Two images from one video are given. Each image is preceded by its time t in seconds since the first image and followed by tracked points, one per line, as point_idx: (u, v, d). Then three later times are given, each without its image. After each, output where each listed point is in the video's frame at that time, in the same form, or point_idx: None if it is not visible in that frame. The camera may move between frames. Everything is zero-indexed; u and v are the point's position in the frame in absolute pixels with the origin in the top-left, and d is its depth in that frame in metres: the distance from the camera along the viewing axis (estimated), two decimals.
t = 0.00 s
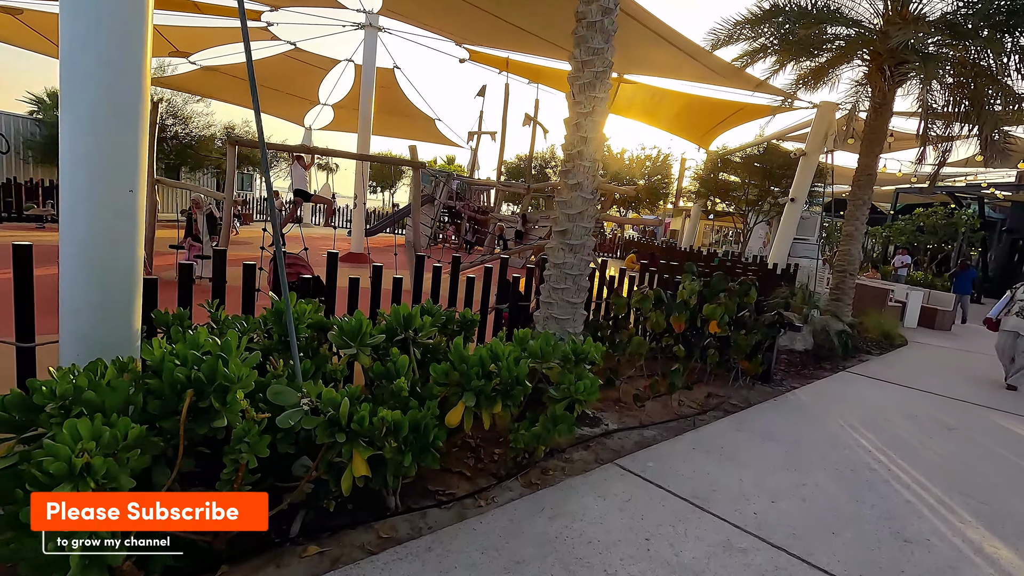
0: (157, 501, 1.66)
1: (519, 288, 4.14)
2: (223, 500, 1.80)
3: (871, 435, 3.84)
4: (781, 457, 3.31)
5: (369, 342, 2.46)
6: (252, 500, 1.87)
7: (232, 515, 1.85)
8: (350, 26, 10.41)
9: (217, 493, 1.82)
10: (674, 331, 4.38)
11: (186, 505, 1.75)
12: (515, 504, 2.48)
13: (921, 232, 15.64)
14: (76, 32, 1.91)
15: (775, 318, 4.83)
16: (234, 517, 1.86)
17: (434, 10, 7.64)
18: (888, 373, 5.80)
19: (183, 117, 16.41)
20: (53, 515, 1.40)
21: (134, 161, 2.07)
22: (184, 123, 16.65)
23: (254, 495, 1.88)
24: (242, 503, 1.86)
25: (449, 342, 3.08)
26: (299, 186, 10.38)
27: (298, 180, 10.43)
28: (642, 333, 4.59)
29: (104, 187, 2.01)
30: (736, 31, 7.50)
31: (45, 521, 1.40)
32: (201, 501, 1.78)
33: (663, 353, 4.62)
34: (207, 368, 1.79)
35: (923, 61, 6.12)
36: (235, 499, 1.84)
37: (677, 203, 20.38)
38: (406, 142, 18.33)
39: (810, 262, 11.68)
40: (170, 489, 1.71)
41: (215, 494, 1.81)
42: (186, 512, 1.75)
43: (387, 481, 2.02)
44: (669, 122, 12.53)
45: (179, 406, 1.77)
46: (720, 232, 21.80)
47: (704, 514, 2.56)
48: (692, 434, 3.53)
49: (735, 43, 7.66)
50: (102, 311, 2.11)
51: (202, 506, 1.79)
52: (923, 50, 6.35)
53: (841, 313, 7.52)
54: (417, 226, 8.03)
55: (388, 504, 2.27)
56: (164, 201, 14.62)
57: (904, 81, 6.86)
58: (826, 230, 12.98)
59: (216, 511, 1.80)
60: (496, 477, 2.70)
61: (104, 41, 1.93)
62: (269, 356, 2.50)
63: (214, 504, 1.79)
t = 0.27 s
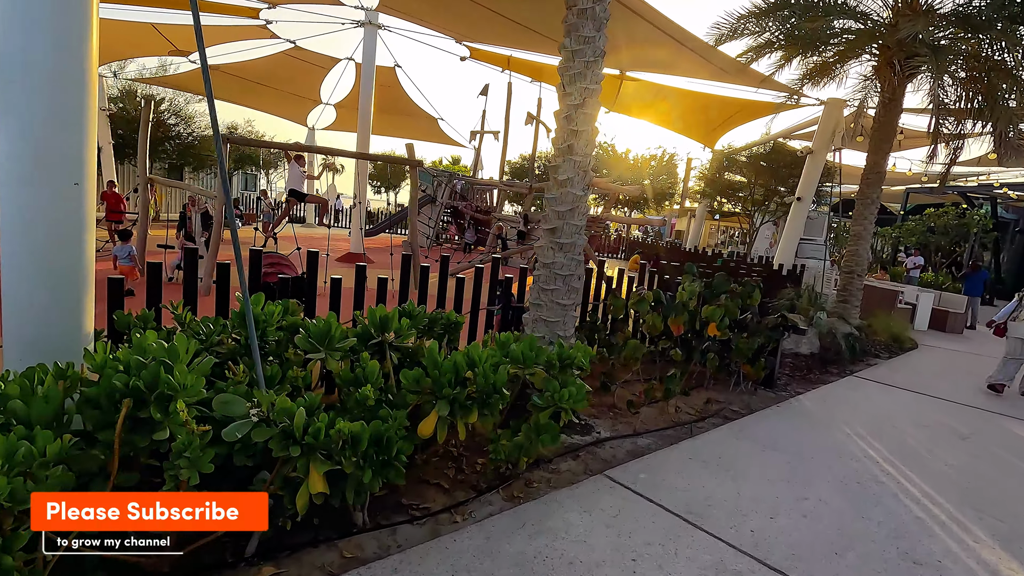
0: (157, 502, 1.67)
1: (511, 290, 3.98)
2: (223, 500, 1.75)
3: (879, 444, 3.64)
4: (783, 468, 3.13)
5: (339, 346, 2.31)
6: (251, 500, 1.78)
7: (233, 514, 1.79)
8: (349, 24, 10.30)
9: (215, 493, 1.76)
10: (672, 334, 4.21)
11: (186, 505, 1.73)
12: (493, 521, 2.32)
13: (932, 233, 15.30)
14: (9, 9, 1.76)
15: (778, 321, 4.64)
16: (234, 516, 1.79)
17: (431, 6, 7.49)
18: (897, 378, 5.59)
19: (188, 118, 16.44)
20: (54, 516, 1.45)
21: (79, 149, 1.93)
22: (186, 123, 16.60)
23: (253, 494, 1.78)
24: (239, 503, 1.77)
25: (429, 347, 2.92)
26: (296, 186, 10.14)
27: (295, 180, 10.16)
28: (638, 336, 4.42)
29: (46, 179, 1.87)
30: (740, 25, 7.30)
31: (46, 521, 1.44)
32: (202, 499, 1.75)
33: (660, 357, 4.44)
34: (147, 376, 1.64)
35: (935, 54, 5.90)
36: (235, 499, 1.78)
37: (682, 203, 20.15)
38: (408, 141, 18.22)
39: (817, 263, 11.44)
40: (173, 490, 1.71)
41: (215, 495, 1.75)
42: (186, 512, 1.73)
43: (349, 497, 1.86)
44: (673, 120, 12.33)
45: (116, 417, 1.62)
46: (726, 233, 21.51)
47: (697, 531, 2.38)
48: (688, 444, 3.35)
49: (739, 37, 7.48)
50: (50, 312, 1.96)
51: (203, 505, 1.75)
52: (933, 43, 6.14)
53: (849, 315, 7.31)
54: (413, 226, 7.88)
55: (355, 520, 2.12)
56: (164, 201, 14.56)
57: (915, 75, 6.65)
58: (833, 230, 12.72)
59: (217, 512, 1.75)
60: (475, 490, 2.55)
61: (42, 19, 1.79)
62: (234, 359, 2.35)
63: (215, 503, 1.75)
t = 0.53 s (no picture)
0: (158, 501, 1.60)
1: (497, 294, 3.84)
2: (223, 501, 1.59)
3: (882, 457, 3.47)
4: (779, 483, 2.97)
5: (299, 357, 2.17)
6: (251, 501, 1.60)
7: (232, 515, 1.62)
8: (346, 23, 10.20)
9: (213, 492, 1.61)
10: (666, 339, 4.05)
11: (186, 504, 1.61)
12: (464, 543, 2.17)
13: (940, 233, 15.03)
14: None
15: (777, 326, 4.46)
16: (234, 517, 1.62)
17: (425, 4, 7.37)
18: (902, 384, 5.40)
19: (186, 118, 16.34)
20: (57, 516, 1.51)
21: (13, 147, 1.79)
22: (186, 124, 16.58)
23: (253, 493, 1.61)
24: (239, 503, 1.60)
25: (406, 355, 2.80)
26: (286, 188, 10.25)
27: (286, 182, 10.42)
28: (631, 341, 4.26)
29: None
30: (741, 21, 7.13)
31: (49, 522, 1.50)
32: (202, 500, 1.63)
33: (654, 362, 4.29)
34: (72, 393, 1.50)
35: (941, 49, 5.72)
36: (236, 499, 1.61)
37: (686, 204, 19.98)
38: (409, 142, 18.12)
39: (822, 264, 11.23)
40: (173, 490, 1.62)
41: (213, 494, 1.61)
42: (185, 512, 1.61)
43: (301, 521, 1.72)
44: (675, 120, 12.16)
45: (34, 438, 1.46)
46: (730, 233, 21.29)
47: (682, 555, 2.23)
48: (680, 456, 3.20)
49: (740, 34, 7.31)
50: None
51: (202, 505, 1.62)
52: (939, 37, 5.95)
53: (853, 318, 7.12)
54: (408, 227, 7.76)
55: (312, 544, 1.98)
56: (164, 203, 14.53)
57: (921, 72, 6.46)
58: (838, 231, 12.51)
59: (216, 512, 1.60)
60: (448, 508, 2.40)
61: None
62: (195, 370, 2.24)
63: (214, 504, 1.60)
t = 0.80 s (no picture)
0: (159, 500, 1.44)
1: (485, 295, 3.70)
2: (226, 501, 1.46)
3: (888, 467, 3.30)
4: (777, 496, 2.81)
5: (257, 362, 2.02)
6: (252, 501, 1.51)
7: (230, 515, 1.49)
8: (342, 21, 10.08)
9: (216, 491, 1.47)
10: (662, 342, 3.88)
11: (186, 504, 1.45)
12: (434, 563, 2.01)
13: (948, 233, 14.76)
14: None
15: (779, 329, 4.26)
16: (233, 516, 1.49)
17: None
18: (909, 389, 5.20)
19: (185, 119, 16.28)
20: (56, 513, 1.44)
21: None
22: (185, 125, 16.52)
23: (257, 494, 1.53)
24: (245, 502, 1.50)
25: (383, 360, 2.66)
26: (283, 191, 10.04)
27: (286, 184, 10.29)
28: (626, 344, 4.10)
29: None
30: (744, 16, 6.94)
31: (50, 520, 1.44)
32: (199, 500, 1.46)
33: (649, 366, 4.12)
34: None
35: (950, 42, 5.52)
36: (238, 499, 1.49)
37: (689, 204, 19.76)
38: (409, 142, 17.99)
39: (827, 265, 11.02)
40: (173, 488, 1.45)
41: (216, 494, 1.47)
42: (184, 512, 1.45)
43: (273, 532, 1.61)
44: (677, 118, 11.98)
45: None
46: (735, 233, 21.06)
47: None
48: (673, 466, 3.03)
49: (742, 29, 7.12)
50: None
51: (201, 505, 1.45)
52: (948, 30, 5.76)
53: (859, 319, 6.92)
54: (402, 227, 7.61)
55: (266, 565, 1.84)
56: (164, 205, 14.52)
57: (929, 66, 6.26)
58: (843, 231, 12.29)
59: (217, 513, 1.46)
60: (421, 524, 2.25)
61: None
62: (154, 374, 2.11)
63: (215, 504, 1.45)
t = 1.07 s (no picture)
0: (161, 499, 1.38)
1: (480, 298, 3.54)
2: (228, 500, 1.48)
3: (907, 484, 3.08)
4: (787, 515, 2.61)
5: (218, 371, 1.89)
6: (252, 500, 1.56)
7: (230, 515, 1.52)
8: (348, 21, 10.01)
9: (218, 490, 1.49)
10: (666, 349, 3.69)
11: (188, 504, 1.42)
12: None
13: (970, 235, 14.30)
14: None
15: (791, 335, 4.03)
16: (233, 516, 1.52)
17: None
18: (930, 398, 4.94)
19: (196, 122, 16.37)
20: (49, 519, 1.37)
21: None
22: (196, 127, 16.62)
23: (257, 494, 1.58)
24: (246, 501, 1.54)
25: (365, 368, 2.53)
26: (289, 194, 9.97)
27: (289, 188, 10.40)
28: (628, 351, 3.91)
29: None
30: (755, 10, 6.71)
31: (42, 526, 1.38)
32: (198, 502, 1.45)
33: (653, 373, 3.93)
34: None
35: (974, 33, 5.26)
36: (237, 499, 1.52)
37: (701, 205, 19.44)
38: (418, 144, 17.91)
39: (844, 267, 10.69)
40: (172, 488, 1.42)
41: (217, 494, 1.49)
42: (187, 513, 1.42)
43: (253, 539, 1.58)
44: (687, 117, 11.73)
45: None
46: (748, 235, 20.68)
47: None
48: (675, 481, 2.84)
49: (754, 24, 6.89)
50: None
51: (201, 505, 1.46)
52: (971, 22, 5.50)
53: (877, 324, 6.65)
54: (405, 229, 7.48)
55: None
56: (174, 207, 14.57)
57: (951, 60, 5.99)
58: (861, 233, 11.94)
59: (217, 513, 1.47)
60: (395, 546, 2.09)
61: None
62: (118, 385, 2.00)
63: (216, 503, 1.47)
